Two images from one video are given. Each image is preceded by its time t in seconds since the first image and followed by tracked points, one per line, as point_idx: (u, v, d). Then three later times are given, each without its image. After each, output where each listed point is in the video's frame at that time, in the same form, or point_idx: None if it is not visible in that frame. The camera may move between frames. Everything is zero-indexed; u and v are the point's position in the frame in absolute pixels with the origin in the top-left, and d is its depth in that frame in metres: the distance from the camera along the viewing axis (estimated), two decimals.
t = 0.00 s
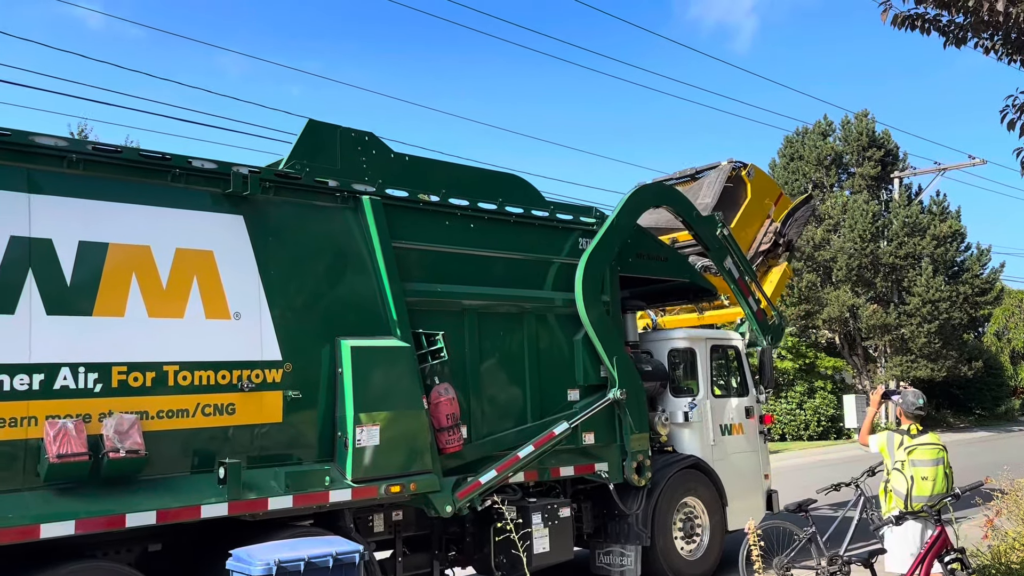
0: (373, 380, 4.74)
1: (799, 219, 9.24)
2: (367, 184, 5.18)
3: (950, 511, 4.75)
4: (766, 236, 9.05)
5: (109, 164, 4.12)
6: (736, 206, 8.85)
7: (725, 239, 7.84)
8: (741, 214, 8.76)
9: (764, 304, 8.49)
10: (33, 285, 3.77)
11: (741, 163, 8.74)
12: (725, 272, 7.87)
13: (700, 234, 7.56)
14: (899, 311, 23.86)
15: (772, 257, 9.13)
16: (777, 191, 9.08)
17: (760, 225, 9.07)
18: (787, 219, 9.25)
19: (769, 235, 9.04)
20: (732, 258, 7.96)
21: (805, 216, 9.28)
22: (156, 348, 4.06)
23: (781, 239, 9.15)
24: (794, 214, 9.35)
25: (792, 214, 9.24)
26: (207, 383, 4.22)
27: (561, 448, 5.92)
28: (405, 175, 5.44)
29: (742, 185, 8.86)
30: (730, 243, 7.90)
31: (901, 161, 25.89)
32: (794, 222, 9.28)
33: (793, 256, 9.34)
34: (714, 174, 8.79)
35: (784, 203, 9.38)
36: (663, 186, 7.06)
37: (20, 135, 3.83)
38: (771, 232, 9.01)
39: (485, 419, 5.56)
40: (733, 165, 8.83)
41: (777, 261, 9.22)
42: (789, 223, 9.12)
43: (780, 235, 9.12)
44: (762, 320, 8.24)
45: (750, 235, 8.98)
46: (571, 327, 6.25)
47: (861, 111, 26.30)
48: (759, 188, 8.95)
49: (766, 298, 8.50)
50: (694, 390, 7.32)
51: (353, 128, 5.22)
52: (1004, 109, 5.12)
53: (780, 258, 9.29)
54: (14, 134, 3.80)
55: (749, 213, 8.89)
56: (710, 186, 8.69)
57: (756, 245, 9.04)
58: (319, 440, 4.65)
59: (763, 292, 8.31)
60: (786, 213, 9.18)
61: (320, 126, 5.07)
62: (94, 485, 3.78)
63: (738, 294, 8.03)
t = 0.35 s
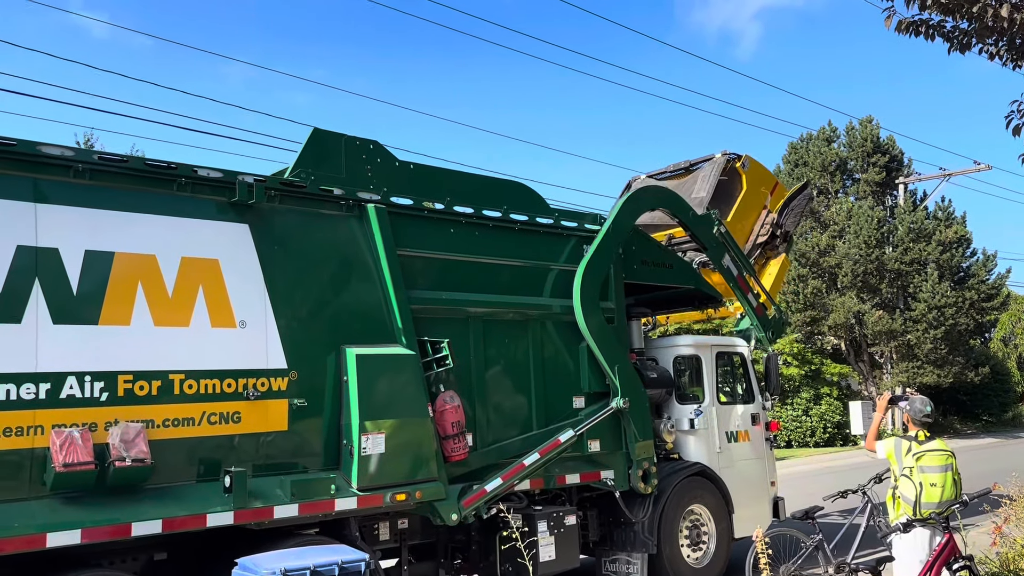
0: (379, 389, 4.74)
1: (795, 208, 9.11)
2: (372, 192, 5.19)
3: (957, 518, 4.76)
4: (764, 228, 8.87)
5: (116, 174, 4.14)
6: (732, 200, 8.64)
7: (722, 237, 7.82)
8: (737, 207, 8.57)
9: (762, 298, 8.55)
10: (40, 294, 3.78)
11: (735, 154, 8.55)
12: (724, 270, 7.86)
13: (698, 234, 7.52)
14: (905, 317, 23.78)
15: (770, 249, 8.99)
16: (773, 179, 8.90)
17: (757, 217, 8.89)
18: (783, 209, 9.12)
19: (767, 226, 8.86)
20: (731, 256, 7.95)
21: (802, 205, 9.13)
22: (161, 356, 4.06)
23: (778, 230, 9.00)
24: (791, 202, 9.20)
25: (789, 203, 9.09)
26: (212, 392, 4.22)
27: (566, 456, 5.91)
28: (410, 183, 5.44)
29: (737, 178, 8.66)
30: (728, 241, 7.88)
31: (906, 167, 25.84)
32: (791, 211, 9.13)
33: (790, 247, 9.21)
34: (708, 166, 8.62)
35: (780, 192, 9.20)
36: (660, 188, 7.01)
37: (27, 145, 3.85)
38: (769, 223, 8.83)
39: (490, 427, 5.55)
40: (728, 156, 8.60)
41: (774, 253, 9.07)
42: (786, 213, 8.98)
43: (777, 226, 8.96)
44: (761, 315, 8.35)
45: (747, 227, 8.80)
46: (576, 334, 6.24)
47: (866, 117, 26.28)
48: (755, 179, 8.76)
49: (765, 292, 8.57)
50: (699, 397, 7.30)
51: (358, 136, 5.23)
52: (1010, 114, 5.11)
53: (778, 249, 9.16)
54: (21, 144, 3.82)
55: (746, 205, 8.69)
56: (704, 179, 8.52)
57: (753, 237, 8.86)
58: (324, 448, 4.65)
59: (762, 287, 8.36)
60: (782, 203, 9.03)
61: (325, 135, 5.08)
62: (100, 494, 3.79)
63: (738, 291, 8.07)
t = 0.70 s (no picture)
0: (384, 397, 4.74)
1: (790, 197, 8.89)
2: (376, 201, 5.20)
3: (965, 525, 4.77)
4: (760, 220, 8.70)
5: (121, 185, 4.15)
6: (725, 193, 8.49)
7: (717, 235, 7.74)
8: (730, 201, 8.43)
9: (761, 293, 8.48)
10: (46, 304, 3.79)
11: (728, 147, 8.36)
12: (722, 269, 7.77)
13: (695, 234, 7.44)
14: (911, 324, 23.69)
15: (768, 241, 8.82)
16: (767, 168, 8.70)
17: (751, 209, 8.71)
18: (779, 199, 8.90)
19: (762, 218, 8.68)
20: (727, 254, 7.86)
21: (797, 193, 8.91)
22: (167, 366, 4.07)
23: (775, 222, 8.81)
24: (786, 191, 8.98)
25: (783, 193, 8.88)
26: (217, 401, 4.22)
27: (572, 464, 5.89)
28: (415, 192, 5.46)
29: (730, 171, 8.49)
30: (725, 239, 7.81)
31: (911, 174, 25.82)
32: (786, 201, 8.93)
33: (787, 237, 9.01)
34: (700, 161, 8.45)
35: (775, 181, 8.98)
36: (654, 192, 7.00)
37: (34, 156, 3.87)
38: (764, 214, 8.65)
39: (496, 436, 5.54)
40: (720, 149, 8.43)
41: (772, 245, 8.88)
42: (781, 204, 8.77)
43: (773, 218, 8.76)
44: (761, 311, 8.28)
45: (742, 219, 8.63)
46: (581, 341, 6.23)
47: (870, 124, 26.28)
48: (748, 171, 8.56)
49: (763, 287, 8.48)
50: (705, 405, 7.28)
51: (363, 146, 5.25)
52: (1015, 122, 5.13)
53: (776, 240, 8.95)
54: (27, 155, 3.84)
55: (740, 198, 8.52)
56: (697, 174, 8.37)
57: (749, 231, 8.68)
58: (329, 457, 4.65)
59: (760, 282, 8.29)
60: (777, 193, 8.81)
61: (330, 144, 5.10)
62: (106, 504, 3.79)
63: (736, 288, 8.01)
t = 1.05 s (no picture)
0: (388, 406, 4.73)
1: (784, 188, 8.69)
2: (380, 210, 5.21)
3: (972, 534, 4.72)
4: (755, 213, 8.46)
5: (127, 195, 4.17)
6: (719, 188, 8.26)
7: (714, 235, 7.53)
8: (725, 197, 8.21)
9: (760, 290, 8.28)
10: (52, 314, 3.81)
11: (720, 141, 8.14)
12: (719, 270, 7.58)
13: (689, 236, 7.26)
14: (917, 331, 23.62)
15: (764, 235, 8.61)
16: (761, 159, 8.48)
17: (747, 202, 8.47)
18: (772, 190, 8.70)
19: (758, 211, 8.46)
20: (724, 254, 7.63)
21: (791, 183, 8.71)
22: (172, 376, 4.07)
23: (770, 214, 8.57)
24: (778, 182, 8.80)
25: (777, 183, 8.67)
26: (223, 411, 4.22)
27: (577, 473, 5.87)
28: (418, 201, 5.46)
29: (723, 166, 8.28)
30: (722, 240, 7.58)
31: (916, 181, 25.76)
32: (781, 192, 8.72)
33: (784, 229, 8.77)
34: (693, 156, 8.22)
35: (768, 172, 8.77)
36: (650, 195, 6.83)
37: (40, 167, 3.89)
38: (760, 207, 8.43)
39: (501, 445, 5.53)
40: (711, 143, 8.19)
41: (768, 238, 8.67)
42: (776, 195, 8.57)
43: (769, 210, 8.53)
44: (760, 309, 8.12)
45: (738, 212, 8.39)
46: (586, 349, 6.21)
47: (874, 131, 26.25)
48: (741, 162, 8.33)
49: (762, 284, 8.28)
50: (710, 413, 7.26)
51: (367, 155, 5.27)
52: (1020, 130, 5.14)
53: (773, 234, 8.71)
54: (34, 166, 3.87)
55: (734, 191, 8.29)
56: (690, 169, 8.14)
57: (745, 225, 8.46)
58: (334, 466, 4.64)
59: (758, 279, 8.10)
60: (771, 183, 8.60)
61: (334, 154, 5.12)
62: (111, 513, 3.79)
63: (734, 288, 7.80)
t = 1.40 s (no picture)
0: (393, 415, 4.73)
1: (777, 178, 8.47)
2: (384, 220, 5.23)
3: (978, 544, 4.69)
4: (748, 207, 8.25)
5: (132, 206, 4.20)
6: (711, 183, 8.08)
7: (708, 235, 7.51)
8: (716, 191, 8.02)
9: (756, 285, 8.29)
10: (57, 324, 3.82)
11: (710, 136, 7.96)
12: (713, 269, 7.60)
13: (684, 239, 7.24)
14: (923, 338, 23.55)
15: (759, 228, 8.39)
16: (751, 150, 8.26)
17: (739, 195, 8.27)
18: (766, 181, 8.46)
19: (751, 204, 8.24)
20: (718, 252, 7.64)
21: (784, 173, 8.49)
22: (176, 386, 4.08)
23: (763, 207, 8.35)
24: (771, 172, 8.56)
25: (769, 173, 8.45)
26: (227, 420, 4.23)
27: (582, 482, 5.86)
28: (422, 210, 5.48)
29: (714, 160, 8.10)
30: (717, 238, 7.58)
31: (920, 188, 25.72)
32: (774, 182, 8.49)
33: (778, 221, 8.56)
34: (683, 152, 8.08)
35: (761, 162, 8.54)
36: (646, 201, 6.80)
37: (46, 179, 3.91)
38: (752, 201, 8.21)
39: (505, 453, 5.52)
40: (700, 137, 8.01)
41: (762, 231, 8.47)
42: (768, 187, 8.37)
43: (762, 203, 8.33)
44: (756, 306, 8.14)
45: (729, 207, 8.20)
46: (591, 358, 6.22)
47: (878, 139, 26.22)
48: (732, 155, 8.12)
49: (757, 278, 8.31)
50: (715, 421, 7.24)
51: (371, 165, 5.28)
52: None
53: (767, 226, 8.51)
54: (40, 178, 3.89)
55: (726, 184, 8.10)
56: (681, 165, 8.00)
57: (738, 220, 8.25)
58: (338, 475, 4.64)
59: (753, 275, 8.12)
60: (763, 175, 8.39)
61: (338, 164, 5.14)
62: (116, 523, 3.80)
63: (731, 285, 7.82)
